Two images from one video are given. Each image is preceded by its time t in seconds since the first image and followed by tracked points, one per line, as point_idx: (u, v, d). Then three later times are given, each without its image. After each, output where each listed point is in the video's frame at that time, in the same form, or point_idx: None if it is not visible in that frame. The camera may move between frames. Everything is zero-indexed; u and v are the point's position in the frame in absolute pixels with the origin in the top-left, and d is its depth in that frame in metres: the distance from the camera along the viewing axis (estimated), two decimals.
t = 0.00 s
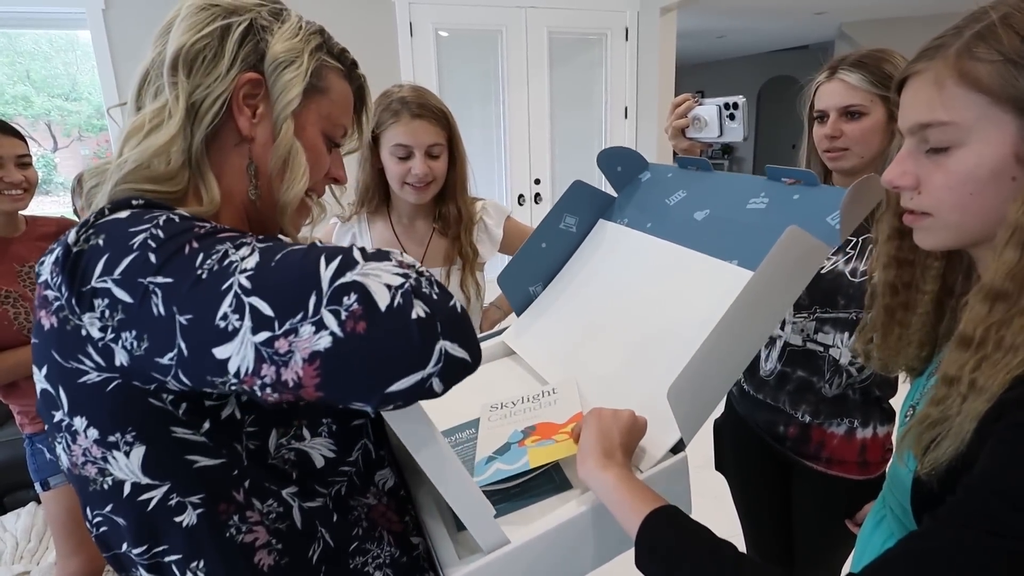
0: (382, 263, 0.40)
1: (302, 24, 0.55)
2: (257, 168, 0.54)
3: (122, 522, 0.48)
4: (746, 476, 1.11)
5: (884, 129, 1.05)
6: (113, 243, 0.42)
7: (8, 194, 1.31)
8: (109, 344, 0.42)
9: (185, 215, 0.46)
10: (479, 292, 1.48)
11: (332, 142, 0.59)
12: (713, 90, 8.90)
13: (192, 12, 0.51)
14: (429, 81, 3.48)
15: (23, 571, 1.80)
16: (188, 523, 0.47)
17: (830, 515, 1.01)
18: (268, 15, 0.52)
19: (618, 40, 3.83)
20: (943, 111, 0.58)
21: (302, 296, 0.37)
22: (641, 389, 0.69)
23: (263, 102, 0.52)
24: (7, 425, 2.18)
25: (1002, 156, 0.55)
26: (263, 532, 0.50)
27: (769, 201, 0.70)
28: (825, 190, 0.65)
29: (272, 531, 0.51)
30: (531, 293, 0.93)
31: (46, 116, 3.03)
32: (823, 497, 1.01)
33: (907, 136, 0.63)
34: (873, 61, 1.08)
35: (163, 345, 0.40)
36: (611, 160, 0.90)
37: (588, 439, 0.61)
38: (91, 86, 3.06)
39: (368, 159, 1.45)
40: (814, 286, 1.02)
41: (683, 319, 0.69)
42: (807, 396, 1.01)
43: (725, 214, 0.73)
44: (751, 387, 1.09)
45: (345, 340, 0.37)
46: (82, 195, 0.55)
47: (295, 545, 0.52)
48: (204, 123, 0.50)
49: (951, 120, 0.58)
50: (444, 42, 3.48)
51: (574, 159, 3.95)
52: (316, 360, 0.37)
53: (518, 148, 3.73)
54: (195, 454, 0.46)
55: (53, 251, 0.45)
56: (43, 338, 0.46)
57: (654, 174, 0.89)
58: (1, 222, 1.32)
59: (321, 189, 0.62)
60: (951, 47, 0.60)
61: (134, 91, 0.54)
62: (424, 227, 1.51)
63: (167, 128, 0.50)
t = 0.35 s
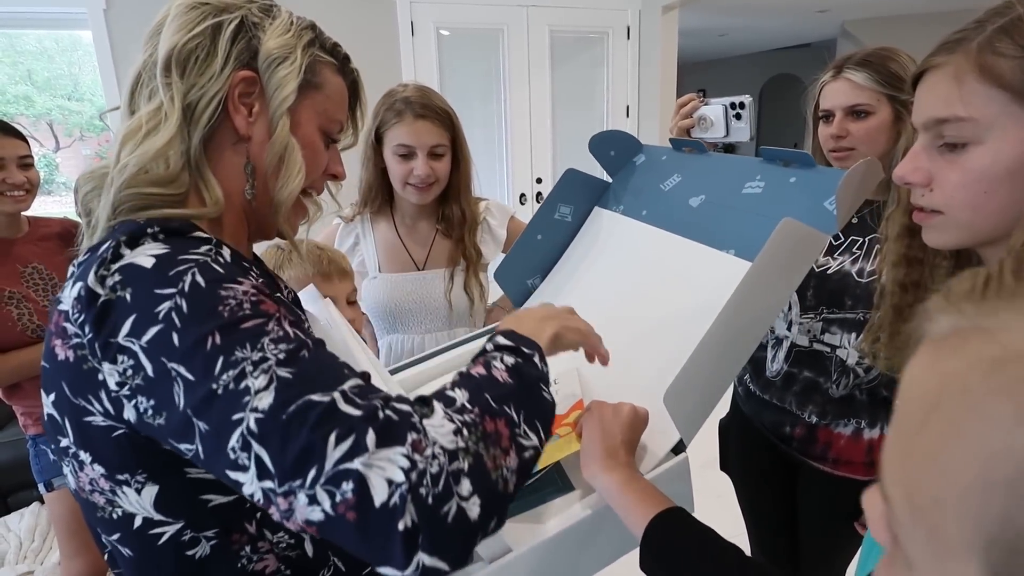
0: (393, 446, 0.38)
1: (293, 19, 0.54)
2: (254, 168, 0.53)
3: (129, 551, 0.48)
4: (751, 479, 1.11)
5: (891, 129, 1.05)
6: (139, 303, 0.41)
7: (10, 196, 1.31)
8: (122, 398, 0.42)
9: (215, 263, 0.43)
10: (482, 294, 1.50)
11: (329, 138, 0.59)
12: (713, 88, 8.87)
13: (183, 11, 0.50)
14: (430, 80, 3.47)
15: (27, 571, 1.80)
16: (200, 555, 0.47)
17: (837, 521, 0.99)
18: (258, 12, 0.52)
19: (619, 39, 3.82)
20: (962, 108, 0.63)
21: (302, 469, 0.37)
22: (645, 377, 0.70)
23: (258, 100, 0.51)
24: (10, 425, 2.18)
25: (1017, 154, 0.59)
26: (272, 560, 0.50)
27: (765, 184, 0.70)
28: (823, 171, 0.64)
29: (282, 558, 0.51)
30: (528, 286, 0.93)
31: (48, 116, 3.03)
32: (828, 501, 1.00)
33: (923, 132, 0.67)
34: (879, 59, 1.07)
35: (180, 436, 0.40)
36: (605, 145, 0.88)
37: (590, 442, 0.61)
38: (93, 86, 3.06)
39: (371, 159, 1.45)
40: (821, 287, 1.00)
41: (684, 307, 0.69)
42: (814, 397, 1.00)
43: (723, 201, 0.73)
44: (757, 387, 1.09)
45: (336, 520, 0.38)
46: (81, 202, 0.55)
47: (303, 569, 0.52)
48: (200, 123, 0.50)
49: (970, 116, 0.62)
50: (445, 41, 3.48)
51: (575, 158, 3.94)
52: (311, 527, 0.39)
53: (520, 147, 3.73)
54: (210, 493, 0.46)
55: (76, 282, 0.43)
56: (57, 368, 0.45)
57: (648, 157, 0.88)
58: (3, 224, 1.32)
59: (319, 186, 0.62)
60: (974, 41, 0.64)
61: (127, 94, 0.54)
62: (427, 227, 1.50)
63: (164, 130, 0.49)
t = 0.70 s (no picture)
0: (462, 504, 0.41)
1: (315, 26, 0.55)
2: (281, 176, 0.54)
3: (157, 566, 0.48)
4: (769, 481, 1.14)
5: (911, 133, 1.05)
6: (196, 332, 0.41)
7: (26, 202, 1.32)
8: (163, 420, 0.42)
9: (269, 294, 0.44)
10: (493, 300, 1.50)
11: (351, 143, 0.60)
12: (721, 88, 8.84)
13: (208, 20, 0.50)
14: (438, 82, 3.48)
15: (38, 572, 1.81)
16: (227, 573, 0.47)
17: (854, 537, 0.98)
18: (281, 19, 0.52)
19: (627, 40, 3.81)
20: (990, 115, 0.61)
21: (371, 517, 0.39)
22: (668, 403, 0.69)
23: (283, 108, 0.52)
24: (23, 426, 2.20)
25: None
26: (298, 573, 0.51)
27: (793, 214, 0.69)
28: (853, 203, 0.63)
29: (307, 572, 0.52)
30: (548, 301, 0.95)
31: (60, 118, 3.05)
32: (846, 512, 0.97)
33: (947, 137, 0.66)
34: (897, 63, 1.08)
35: (230, 467, 0.41)
36: (630, 165, 0.89)
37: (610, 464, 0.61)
38: (104, 88, 3.09)
39: (382, 164, 1.45)
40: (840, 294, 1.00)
41: (708, 331, 0.69)
42: (832, 404, 0.97)
43: (749, 227, 0.73)
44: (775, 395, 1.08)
45: (397, 566, 0.40)
46: (113, 212, 0.56)
47: None
48: (228, 133, 0.50)
49: (999, 125, 0.60)
50: (452, 43, 3.49)
51: (583, 159, 3.93)
52: (370, 569, 0.41)
53: (527, 149, 3.73)
54: (241, 512, 0.47)
55: (122, 299, 0.43)
56: (95, 383, 0.45)
57: (673, 180, 0.88)
58: (19, 228, 1.33)
59: (343, 193, 0.63)
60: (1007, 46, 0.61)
61: (153, 102, 0.54)
62: (439, 233, 1.50)
63: (194, 140, 0.50)
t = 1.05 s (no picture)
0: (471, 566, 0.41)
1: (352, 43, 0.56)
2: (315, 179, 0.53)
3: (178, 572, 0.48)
4: (783, 486, 1.15)
5: (929, 137, 1.04)
6: (229, 352, 0.41)
7: (42, 205, 1.32)
8: (188, 434, 0.43)
9: (304, 317, 0.44)
10: (505, 305, 1.50)
11: (377, 156, 0.60)
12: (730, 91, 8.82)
13: (254, 27, 0.51)
14: (447, 85, 3.50)
15: (50, 572, 1.82)
16: None
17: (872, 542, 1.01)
18: (322, 32, 0.54)
19: (636, 43, 3.81)
20: (1002, 128, 0.57)
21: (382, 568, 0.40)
22: (689, 420, 0.68)
23: (320, 113, 0.52)
24: (36, 427, 2.22)
25: None
26: None
27: (825, 234, 0.69)
28: (887, 224, 0.63)
29: None
30: (571, 313, 0.95)
31: (72, 123, 3.08)
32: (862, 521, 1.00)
33: (958, 148, 0.62)
34: (914, 66, 1.07)
35: (251, 492, 0.42)
36: (658, 180, 0.91)
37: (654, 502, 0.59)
38: (116, 92, 3.12)
39: (396, 169, 1.45)
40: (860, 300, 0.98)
41: (739, 349, 0.68)
42: (851, 410, 0.98)
43: (779, 244, 0.73)
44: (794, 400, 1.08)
45: None
46: (149, 210, 0.56)
47: None
48: (267, 132, 0.50)
49: (1010, 138, 0.56)
50: (461, 47, 3.50)
51: (592, 163, 3.94)
52: None
53: (536, 153, 3.73)
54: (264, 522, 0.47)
55: (157, 308, 0.44)
56: (124, 388, 0.46)
57: (701, 197, 0.89)
58: (35, 231, 1.34)
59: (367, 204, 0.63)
60: (1016, 58, 0.59)
61: (190, 104, 0.54)
62: (451, 237, 1.51)
63: (232, 137, 0.50)
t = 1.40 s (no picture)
0: None
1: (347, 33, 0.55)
2: (322, 170, 0.52)
3: None
4: (784, 490, 1.14)
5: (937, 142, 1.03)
6: (239, 370, 0.40)
7: (43, 203, 1.31)
8: (191, 448, 0.42)
9: (317, 336, 0.44)
10: (507, 304, 1.49)
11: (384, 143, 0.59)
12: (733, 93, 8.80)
13: (246, 24, 0.51)
14: (450, 86, 3.49)
15: (49, 572, 1.81)
16: None
17: (873, 541, 1.02)
18: (316, 24, 0.53)
19: (639, 45, 3.80)
20: (985, 142, 0.57)
21: None
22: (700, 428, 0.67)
23: (321, 104, 0.51)
24: (37, 426, 2.21)
25: None
26: None
27: (838, 239, 0.68)
28: (899, 234, 0.62)
29: None
30: (579, 315, 0.94)
31: (73, 121, 3.08)
32: (867, 517, 1.01)
33: (944, 162, 0.61)
34: (924, 69, 1.07)
35: (249, 514, 0.41)
36: (669, 183, 0.90)
37: None
38: (117, 89, 3.11)
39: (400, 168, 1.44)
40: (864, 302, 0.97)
41: (752, 353, 0.67)
42: (854, 412, 0.97)
43: (792, 248, 0.72)
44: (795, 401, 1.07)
45: None
46: (154, 214, 0.55)
47: None
48: (269, 124, 0.49)
49: (992, 151, 0.56)
50: (464, 47, 3.49)
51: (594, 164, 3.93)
52: None
53: (538, 154, 3.72)
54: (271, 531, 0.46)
55: (169, 316, 0.43)
56: (130, 393, 0.45)
57: (713, 200, 0.88)
58: (35, 229, 1.33)
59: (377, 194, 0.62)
60: (994, 72, 0.58)
61: (192, 109, 0.53)
62: (453, 237, 1.49)
63: (233, 132, 0.49)
